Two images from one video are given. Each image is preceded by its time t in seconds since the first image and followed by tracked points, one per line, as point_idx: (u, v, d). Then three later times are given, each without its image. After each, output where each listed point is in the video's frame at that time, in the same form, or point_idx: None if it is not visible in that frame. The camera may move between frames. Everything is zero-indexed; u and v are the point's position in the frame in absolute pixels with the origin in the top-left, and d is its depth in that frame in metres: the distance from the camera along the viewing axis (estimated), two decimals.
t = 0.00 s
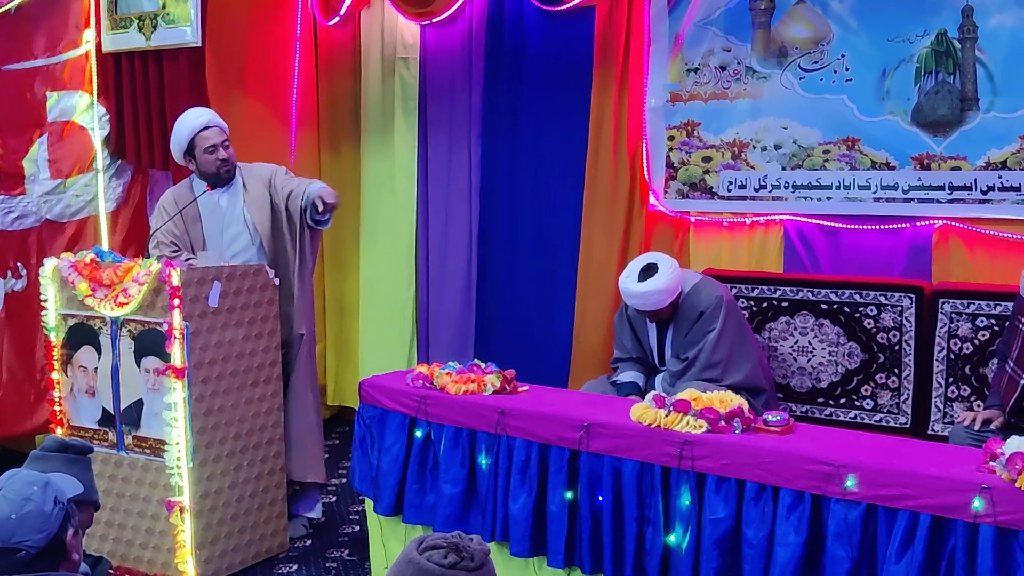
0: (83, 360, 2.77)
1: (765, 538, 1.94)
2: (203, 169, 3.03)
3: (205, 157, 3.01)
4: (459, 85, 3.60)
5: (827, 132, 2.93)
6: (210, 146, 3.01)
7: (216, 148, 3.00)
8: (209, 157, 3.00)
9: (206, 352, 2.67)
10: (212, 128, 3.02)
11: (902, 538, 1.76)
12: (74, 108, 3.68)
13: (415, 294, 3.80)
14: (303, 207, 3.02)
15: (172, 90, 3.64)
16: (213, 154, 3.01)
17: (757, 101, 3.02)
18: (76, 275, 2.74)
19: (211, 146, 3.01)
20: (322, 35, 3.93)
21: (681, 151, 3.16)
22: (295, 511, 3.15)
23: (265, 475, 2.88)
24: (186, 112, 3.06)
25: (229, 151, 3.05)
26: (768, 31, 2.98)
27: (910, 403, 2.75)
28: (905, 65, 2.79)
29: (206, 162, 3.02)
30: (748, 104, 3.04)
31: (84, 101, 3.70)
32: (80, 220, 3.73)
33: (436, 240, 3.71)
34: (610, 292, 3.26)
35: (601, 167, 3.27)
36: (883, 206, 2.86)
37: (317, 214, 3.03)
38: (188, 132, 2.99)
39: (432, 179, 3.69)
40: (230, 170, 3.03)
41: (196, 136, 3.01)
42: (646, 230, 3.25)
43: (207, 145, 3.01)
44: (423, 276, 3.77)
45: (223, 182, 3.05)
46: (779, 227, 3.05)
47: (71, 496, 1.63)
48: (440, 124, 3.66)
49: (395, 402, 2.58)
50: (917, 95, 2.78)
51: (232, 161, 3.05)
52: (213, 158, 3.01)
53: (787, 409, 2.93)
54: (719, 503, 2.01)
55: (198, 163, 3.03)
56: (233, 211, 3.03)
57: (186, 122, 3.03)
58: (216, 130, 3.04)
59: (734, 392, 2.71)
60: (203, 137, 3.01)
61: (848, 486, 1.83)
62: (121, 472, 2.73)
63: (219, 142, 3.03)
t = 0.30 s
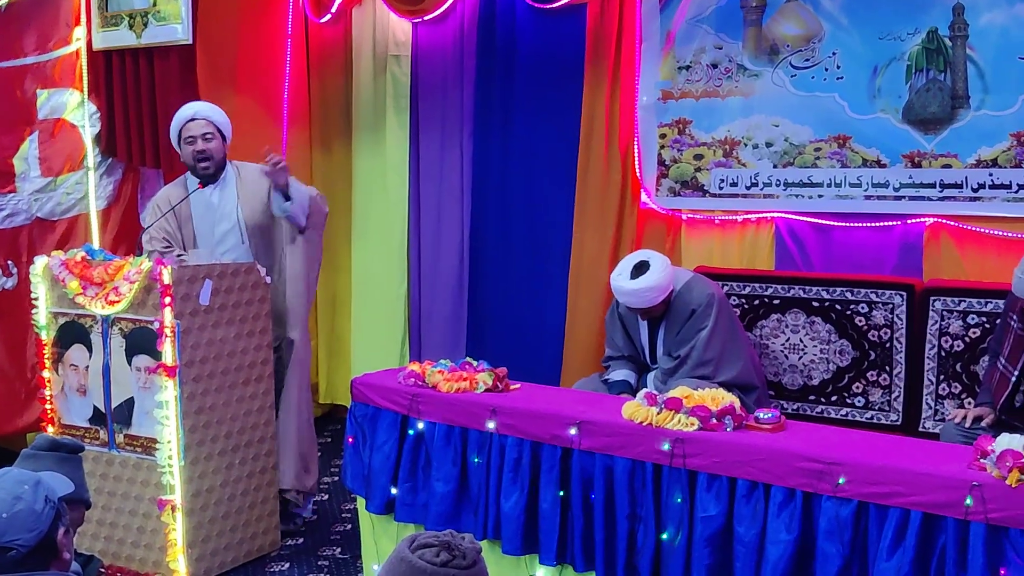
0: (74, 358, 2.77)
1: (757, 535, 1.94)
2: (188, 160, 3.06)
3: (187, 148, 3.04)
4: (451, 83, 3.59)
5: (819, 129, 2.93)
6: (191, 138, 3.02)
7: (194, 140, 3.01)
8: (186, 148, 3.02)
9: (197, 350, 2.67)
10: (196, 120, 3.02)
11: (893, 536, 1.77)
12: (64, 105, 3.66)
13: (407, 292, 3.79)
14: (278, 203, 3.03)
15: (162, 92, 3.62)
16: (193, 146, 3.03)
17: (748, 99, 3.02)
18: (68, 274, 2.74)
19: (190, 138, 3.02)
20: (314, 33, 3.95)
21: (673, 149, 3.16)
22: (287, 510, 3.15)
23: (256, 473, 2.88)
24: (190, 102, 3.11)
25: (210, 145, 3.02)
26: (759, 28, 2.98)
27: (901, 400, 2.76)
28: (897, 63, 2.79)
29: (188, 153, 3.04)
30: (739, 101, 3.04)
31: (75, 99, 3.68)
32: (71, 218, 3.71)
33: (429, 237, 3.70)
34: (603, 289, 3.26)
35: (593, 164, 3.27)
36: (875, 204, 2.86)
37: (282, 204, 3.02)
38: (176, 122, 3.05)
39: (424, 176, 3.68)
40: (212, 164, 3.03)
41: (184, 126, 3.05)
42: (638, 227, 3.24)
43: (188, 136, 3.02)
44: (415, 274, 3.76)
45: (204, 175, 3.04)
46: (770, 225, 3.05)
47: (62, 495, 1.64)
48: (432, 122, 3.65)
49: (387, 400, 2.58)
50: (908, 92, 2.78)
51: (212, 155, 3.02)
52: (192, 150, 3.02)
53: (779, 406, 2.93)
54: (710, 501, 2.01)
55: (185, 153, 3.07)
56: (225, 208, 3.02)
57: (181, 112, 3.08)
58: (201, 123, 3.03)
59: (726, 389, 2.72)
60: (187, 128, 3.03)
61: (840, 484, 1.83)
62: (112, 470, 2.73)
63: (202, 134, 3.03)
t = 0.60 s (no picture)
0: (61, 356, 2.76)
1: (744, 533, 1.95)
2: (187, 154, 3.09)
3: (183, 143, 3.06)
4: (439, 81, 3.58)
5: (806, 127, 2.93)
6: (185, 133, 3.03)
7: (185, 136, 3.01)
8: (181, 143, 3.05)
9: (184, 349, 2.67)
10: (189, 116, 3.02)
11: (880, 533, 1.77)
12: (52, 104, 3.63)
13: (396, 290, 3.78)
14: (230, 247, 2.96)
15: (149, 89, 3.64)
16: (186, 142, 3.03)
17: (736, 97, 3.03)
18: (54, 273, 2.73)
19: (183, 133, 3.04)
20: (301, 30, 3.94)
21: (661, 147, 3.16)
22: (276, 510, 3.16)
23: (244, 472, 2.88)
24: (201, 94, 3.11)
25: (198, 143, 3.01)
26: (747, 26, 2.98)
27: (889, 397, 2.76)
28: (884, 61, 2.80)
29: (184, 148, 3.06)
30: (727, 99, 3.04)
31: (62, 97, 3.65)
32: (58, 216, 3.68)
33: (418, 235, 3.70)
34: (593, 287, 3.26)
35: (581, 162, 3.26)
36: (862, 202, 2.86)
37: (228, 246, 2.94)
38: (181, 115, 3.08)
39: (412, 174, 3.68)
40: (199, 162, 3.02)
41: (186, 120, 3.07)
42: (626, 226, 3.25)
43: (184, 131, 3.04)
44: (404, 273, 3.76)
45: (195, 170, 3.06)
46: (758, 223, 3.05)
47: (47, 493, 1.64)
48: (421, 120, 3.64)
49: (375, 398, 2.58)
50: (895, 90, 2.79)
51: (199, 153, 3.01)
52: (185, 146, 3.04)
53: (766, 403, 2.93)
54: (698, 498, 2.02)
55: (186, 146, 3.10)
56: (213, 204, 3.03)
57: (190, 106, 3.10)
58: (193, 119, 3.01)
59: (714, 386, 2.72)
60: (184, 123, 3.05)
61: (827, 481, 1.83)
62: (100, 469, 2.72)
63: (194, 131, 3.02)
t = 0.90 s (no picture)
0: (61, 356, 2.76)
1: (742, 530, 1.95)
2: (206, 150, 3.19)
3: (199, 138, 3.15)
4: (438, 81, 3.58)
5: (804, 126, 2.94)
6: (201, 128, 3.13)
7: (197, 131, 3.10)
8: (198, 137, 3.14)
9: (183, 348, 2.67)
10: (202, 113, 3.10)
11: (878, 529, 1.78)
12: (51, 103, 3.64)
13: (395, 289, 3.79)
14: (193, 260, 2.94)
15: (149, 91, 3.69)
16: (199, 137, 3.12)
17: (734, 96, 3.03)
18: (54, 272, 2.73)
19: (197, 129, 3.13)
20: (300, 30, 3.91)
21: (659, 146, 3.17)
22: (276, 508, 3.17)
23: (244, 471, 2.89)
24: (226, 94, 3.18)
25: (202, 140, 3.07)
26: (744, 25, 2.99)
27: (887, 394, 2.77)
28: (881, 59, 2.81)
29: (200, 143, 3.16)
30: (725, 98, 3.05)
31: (60, 97, 3.67)
32: (57, 216, 3.69)
33: (416, 234, 3.70)
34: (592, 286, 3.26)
35: (579, 160, 3.27)
36: (860, 199, 2.87)
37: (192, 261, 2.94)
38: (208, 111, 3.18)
39: (411, 173, 3.68)
40: (202, 159, 3.08)
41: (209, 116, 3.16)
42: (625, 225, 3.26)
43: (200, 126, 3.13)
44: (403, 272, 3.76)
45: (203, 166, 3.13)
46: (756, 221, 3.06)
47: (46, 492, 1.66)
48: (420, 121, 3.65)
49: (374, 396, 2.59)
50: (892, 89, 2.80)
51: (203, 149, 3.08)
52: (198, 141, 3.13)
53: (765, 401, 2.94)
54: (697, 495, 2.02)
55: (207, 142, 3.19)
56: (213, 201, 3.07)
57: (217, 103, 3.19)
58: (202, 116, 3.09)
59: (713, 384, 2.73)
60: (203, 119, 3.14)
61: (825, 478, 1.84)
62: (99, 468, 2.72)
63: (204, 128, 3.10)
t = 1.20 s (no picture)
0: (85, 356, 2.78)
1: (765, 530, 1.94)
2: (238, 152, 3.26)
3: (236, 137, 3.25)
4: (459, 81, 3.57)
5: (826, 124, 2.93)
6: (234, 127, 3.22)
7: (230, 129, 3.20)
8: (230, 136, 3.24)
9: (207, 348, 2.68)
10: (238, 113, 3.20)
11: (902, 529, 1.77)
12: (74, 104, 3.71)
13: (416, 289, 3.76)
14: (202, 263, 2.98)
15: (172, 91, 3.82)
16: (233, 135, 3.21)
17: (755, 94, 3.02)
18: (77, 272, 2.76)
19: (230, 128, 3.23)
20: (322, 30, 3.81)
21: (680, 144, 3.16)
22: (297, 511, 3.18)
23: (267, 470, 2.90)
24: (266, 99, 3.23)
25: (228, 139, 3.17)
26: (766, 23, 2.98)
27: (910, 393, 2.76)
28: (904, 57, 2.80)
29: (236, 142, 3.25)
30: (747, 96, 3.04)
31: (81, 99, 3.74)
32: (81, 217, 3.74)
33: (438, 234, 3.68)
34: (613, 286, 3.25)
35: (602, 158, 3.27)
36: (883, 198, 2.86)
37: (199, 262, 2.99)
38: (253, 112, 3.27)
39: (432, 174, 3.67)
40: (226, 158, 3.19)
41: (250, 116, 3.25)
42: (647, 225, 3.24)
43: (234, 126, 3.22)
44: (424, 272, 3.74)
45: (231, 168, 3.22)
46: (778, 219, 3.04)
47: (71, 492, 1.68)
48: (440, 120, 3.63)
49: (396, 396, 2.59)
50: (915, 86, 2.79)
51: (228, 148, 3.17)
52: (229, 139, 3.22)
53: (788, 401, 2.92)
54: (719, 495, 2.01)
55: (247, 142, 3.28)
56: (232, 199, 3.10)
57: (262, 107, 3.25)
58: (234, 116, 3.18)
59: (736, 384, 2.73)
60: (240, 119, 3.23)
61: (848, 478, 1.83)
62: (124, 468, 2.74)
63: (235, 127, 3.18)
